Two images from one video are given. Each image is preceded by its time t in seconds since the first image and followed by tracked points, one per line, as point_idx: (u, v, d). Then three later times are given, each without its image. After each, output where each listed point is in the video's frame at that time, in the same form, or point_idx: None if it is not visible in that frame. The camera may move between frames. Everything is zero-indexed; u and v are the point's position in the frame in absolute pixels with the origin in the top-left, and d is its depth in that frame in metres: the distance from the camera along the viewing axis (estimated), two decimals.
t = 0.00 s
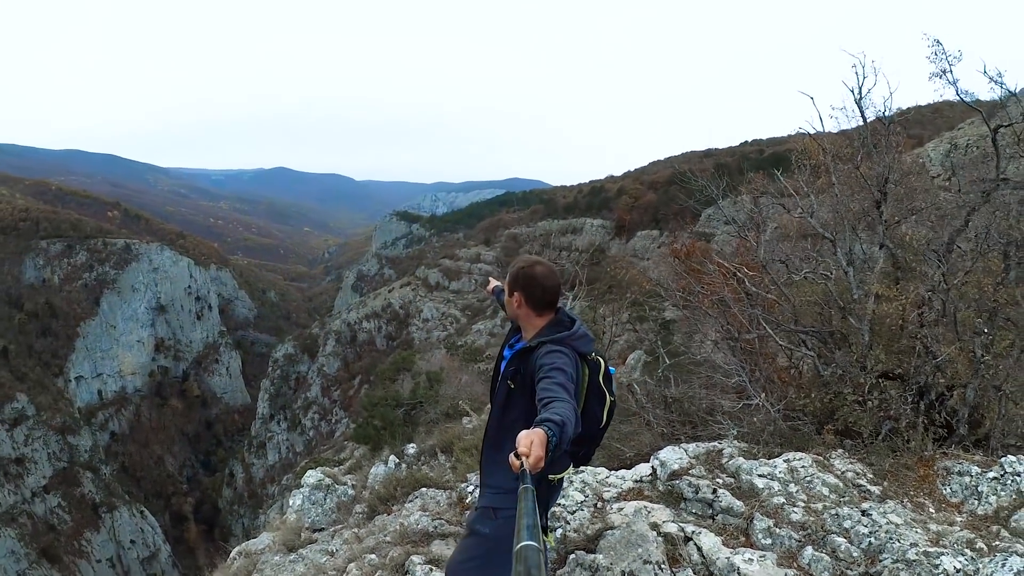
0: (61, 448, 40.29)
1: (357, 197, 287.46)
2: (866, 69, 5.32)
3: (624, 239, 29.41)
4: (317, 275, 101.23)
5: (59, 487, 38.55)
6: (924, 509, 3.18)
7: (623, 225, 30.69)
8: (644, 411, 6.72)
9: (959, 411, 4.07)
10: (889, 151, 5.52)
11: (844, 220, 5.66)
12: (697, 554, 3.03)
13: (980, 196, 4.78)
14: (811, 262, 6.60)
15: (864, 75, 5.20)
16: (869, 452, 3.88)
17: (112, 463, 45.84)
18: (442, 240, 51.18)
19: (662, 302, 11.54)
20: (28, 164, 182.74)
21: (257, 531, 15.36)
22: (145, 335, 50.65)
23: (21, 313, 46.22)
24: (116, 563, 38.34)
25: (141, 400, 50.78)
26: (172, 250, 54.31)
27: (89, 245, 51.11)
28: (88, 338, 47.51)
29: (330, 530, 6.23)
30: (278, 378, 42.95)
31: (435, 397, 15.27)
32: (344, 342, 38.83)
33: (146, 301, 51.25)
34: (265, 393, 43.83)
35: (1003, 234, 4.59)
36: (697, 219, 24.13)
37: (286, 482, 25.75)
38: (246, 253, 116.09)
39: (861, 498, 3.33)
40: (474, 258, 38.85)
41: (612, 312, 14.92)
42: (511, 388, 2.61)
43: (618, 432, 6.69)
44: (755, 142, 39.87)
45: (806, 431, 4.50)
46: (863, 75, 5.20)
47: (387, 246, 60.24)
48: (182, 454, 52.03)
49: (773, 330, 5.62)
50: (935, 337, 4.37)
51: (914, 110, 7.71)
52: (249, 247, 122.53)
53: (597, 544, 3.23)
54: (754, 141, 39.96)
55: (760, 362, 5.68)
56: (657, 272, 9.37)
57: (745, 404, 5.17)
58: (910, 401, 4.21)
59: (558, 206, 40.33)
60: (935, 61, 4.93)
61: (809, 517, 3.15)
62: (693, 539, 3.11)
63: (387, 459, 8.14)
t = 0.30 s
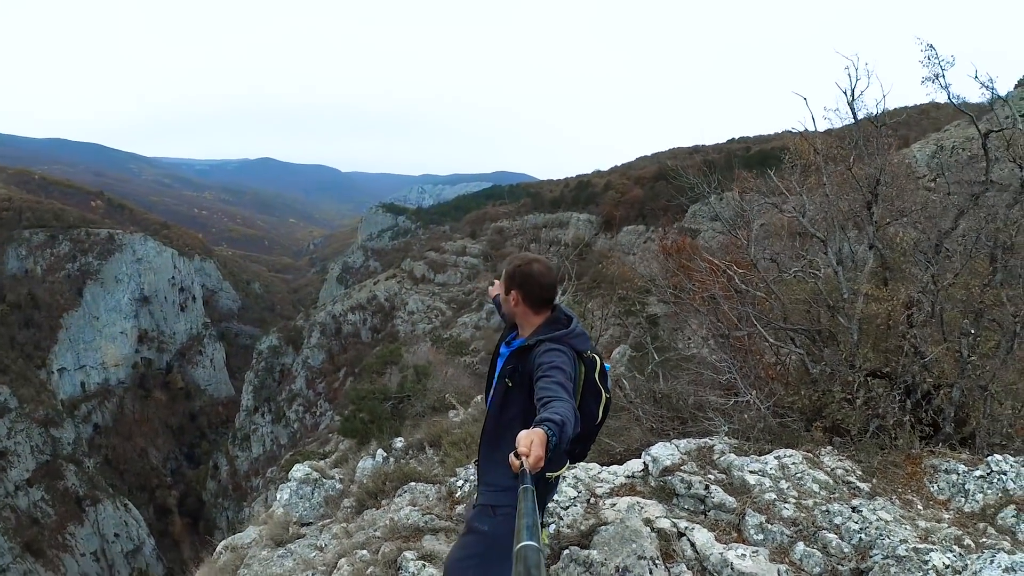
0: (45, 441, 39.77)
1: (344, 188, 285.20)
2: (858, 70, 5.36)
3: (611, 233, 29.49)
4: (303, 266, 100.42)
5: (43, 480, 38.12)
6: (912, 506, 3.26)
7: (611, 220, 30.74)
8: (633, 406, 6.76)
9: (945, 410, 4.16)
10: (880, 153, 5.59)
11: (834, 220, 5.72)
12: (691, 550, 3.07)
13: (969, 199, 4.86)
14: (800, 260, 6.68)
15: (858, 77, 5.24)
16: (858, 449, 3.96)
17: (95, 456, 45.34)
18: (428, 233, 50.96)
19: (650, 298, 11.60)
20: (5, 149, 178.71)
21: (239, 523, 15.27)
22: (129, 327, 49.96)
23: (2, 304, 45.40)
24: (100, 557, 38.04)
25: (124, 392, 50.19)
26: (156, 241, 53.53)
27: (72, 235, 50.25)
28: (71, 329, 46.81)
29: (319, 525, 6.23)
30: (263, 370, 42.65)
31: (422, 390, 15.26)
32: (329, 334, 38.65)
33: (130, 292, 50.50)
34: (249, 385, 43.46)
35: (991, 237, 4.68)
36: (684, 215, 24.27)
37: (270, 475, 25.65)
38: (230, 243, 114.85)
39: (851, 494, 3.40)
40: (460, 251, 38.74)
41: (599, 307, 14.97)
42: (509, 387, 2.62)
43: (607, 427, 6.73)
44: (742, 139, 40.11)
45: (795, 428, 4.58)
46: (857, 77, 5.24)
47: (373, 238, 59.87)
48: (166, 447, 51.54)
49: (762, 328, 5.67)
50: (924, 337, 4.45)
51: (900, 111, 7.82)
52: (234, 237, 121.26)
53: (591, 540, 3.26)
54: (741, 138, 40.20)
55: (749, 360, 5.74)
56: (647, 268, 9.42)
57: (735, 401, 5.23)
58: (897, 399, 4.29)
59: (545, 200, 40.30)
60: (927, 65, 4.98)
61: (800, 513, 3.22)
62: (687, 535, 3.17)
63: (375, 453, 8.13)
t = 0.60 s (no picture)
0: (39, 449, 39.51)
1: (336, 189, 284.07)
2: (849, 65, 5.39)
3: (603, 231, 29.54)
4: (295, 268, 100.00)
5: (38, 489, 37.89)
6: (911, 495, 3.30)
7: (603, 217, 30.78)
8: (629, 402, 6.78)
9: (940, 400, 4.21)
10: (872, 146, 5.62)
11: (827, 213, 5.76)
12: (693, 543, 3.09)
13: (961, 191, 4.91)
14: (794, 254, 6.71)
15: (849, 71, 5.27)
16: (855, 440, 4.00)
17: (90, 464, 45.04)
18: (420, 232, 50.86)
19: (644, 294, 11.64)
20: None
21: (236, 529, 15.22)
22: (122, 332, 49.63)
23: None
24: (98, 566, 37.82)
25: (118, 398, 49.88)
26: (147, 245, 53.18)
27: (62, 241, 49.87)
28: (64, 336, 46.47)
29: (318, 528, 6.23)
30: (257, 374, 42.48)
31: (417, 391, 15.22)
32: (322, 336, 38.53)
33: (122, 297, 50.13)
34: (243, 388, 43.26)
35: (984, 228, 4.73)
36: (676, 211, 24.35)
37: (266, 479, 25.59)
38: (221, 247, 114.35)
39: (851, 485, 3.43)
40: (452, 250, 38.66)
41: (592, 303, 14.99)
42: (508, 385, 2.63)
43: (604, 423, 6.75)
44: (733, 134, 40.23)
45: (792, 421, 4.61)
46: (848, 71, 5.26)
47: (365, 239, 59.69)
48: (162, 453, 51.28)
49: (757, 321, 5.70)
50: (918, 329, 4.50)
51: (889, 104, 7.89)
52: (225, 240, 120.70)
53: (594, 536, 3.26)
54: (732, 133, 40.32)
55: (745, 353, 5.76)
56: (641, 263, 9.45)
57: (732, 395, 5.25)
58: (893, 390, 4.33)
59: (537, 198, 40.29)
60: (919, 58, 5.01)
61: (801, 505, 3.25)
62: (689, 528, 3.19)
63: (372, 454, 8.12)
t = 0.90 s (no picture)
0: (36, 463, 39.28)
1: (331, 199, 284.10)
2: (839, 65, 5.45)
3: (598, 236, 29.57)
4: (291, 279, 99.83)
5: (36, 503, 37.65)
6: (911, 490, 3.30)
7: (598, 222, 30.84)
8: (628, 406, 6.76)
9: (938, 395, 4.22)
10: (864, 145, 5.66)
11: (821, 212, 5.78)
12: (695, 544, 3.08)
13: (953, 187, 4.94)
14: (789, 254, 6.73)
15: (839, 71, 5.31)
16: (855, 438, 3.99)
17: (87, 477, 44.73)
18: (416, 241, 50.88)
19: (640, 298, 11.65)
20: None
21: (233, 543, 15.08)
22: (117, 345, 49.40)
23: None
24: None
25: (115, 411, 49.62)
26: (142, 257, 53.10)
27: (57, 254, 49.79)
28: (59, 349, 46.29)
29: (318, 538, 6.19)
30: (254, 385, 42.30)
31: (415, 399, 15.18)
32: (319, 346, 38.45)
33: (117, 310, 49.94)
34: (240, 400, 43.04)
35: (977, 224, 4.76)
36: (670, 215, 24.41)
37: (264, 491, 25.41)
38: (216, 258, 114.20)
39: (851, 481, 3.43)
40: (448, 258, 38.66)
41: (589, 309, 14.99)
42: (509, 387, 2.63)
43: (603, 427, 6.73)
44: (726, 138, 40.36)
45: (791, 419, 4.61)
46: (838, 71, 5.31)
47: (361, 248, 59.69)
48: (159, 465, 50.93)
49: (754, 321, 5.71)
50: (914, 326, 4.52)
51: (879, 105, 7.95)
52: (221, 252, 120.51)
53: (596, 539, 3.24)
54: (724, 137, 40.48)
55: (743, 354, 5.75)
56: (637, 267, 9.47)
57: (730, 395, 5.24)
58: (891, 386, 4.34)
59: (531, 205, 40.34)
60: (909, 57, 5.04)
61: (802, 502, 3.25)
62: (690, 529, 3.18)
63: (371, 463, 8.08)
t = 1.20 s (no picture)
0: (39, 463, 39.41)
1: (332, 198, 284.23)
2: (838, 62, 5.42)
3: (599, 234, 29.55)
4: (292, 278, 99.98)
5: (39, 503, 37.76)
6: (912, 489, 3.28)
7: (598, 220, 30.83)
8: (628, 404, 6.74)
9: (940, 393, 4.21)
10: (864, 142, 5.64)
11: (821, 210, 5.75)
12: (695, 542, 3.07)
13: (954, 184, 4.92)
14: (789, 251, 6.71)
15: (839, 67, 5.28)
16: (855, 436, 3.99)
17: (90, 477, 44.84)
18: (417, 239, 50.91)
19: (641, 295, 11.63)
20: None
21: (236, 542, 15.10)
22: (119, 345, 49.46)
23: None
24: None
25: (117, 411, 49.72)
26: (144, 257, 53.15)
27: (58, 255, 49.88)
28: (62, 349, 46.38)
29: (319, 536, 6.19)
30: (256, 384, 42.33)
31: (417, 397, 15.16)
32: (321, 345, 38.49)
33: (119, 310, 49.98)
34: (242, 399, 43.08)
35: (978, 221, 4.74)
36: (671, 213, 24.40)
37: (267, 490, 25.52)
38: (218, 258, 114.43)
39: (852, 480, 3.41)
40: (449, 256, 38.66)
41: (590, 307, 15.00)
42: (509, 387, 2.62)
43: (603, 425, 6.72)
44: (726, 135, 40.25)
45: (792, 417, 4.60)
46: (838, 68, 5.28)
47: (362, 247, 59.71)
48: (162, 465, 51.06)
49: (754, 318, 5.68)
50: (915, 323, 4.51)
51: (880, 102, 7.93)
52: (222, 251, 120.73)
53: (594, 537, 3.23)
54: (725, 135, 40.38)
55: (744, 352, 5.74)
56: (637, 265, 9.46)
57: (731, 393, 5.23)
58: (892, 384, 4.32)
59: (532, 203, 40.31)
60: (907, 53, 5.01)
61: (802, 501, 3.23)
62: (690, 528, 3.16)
63: (373, 461, 8.08)
